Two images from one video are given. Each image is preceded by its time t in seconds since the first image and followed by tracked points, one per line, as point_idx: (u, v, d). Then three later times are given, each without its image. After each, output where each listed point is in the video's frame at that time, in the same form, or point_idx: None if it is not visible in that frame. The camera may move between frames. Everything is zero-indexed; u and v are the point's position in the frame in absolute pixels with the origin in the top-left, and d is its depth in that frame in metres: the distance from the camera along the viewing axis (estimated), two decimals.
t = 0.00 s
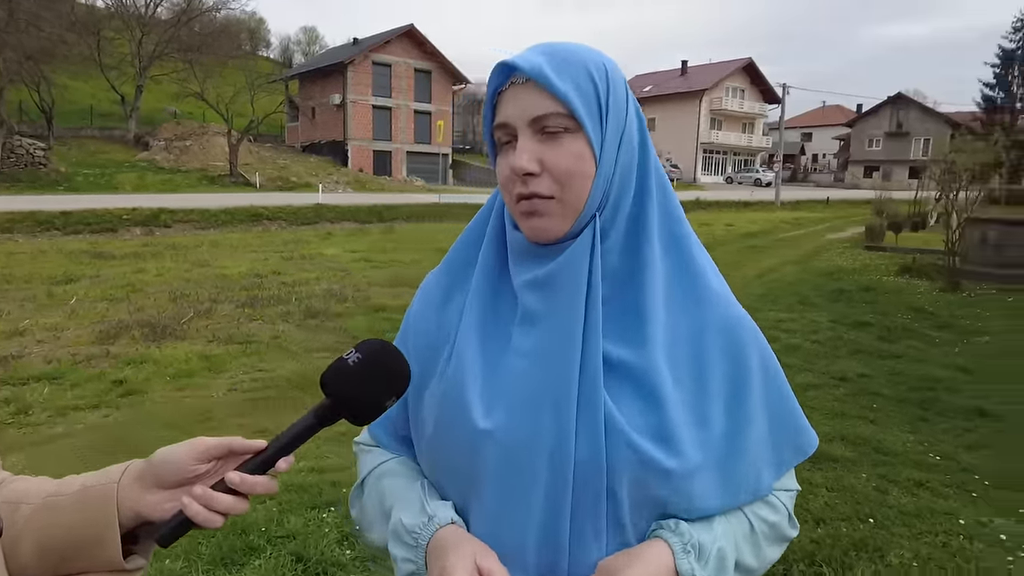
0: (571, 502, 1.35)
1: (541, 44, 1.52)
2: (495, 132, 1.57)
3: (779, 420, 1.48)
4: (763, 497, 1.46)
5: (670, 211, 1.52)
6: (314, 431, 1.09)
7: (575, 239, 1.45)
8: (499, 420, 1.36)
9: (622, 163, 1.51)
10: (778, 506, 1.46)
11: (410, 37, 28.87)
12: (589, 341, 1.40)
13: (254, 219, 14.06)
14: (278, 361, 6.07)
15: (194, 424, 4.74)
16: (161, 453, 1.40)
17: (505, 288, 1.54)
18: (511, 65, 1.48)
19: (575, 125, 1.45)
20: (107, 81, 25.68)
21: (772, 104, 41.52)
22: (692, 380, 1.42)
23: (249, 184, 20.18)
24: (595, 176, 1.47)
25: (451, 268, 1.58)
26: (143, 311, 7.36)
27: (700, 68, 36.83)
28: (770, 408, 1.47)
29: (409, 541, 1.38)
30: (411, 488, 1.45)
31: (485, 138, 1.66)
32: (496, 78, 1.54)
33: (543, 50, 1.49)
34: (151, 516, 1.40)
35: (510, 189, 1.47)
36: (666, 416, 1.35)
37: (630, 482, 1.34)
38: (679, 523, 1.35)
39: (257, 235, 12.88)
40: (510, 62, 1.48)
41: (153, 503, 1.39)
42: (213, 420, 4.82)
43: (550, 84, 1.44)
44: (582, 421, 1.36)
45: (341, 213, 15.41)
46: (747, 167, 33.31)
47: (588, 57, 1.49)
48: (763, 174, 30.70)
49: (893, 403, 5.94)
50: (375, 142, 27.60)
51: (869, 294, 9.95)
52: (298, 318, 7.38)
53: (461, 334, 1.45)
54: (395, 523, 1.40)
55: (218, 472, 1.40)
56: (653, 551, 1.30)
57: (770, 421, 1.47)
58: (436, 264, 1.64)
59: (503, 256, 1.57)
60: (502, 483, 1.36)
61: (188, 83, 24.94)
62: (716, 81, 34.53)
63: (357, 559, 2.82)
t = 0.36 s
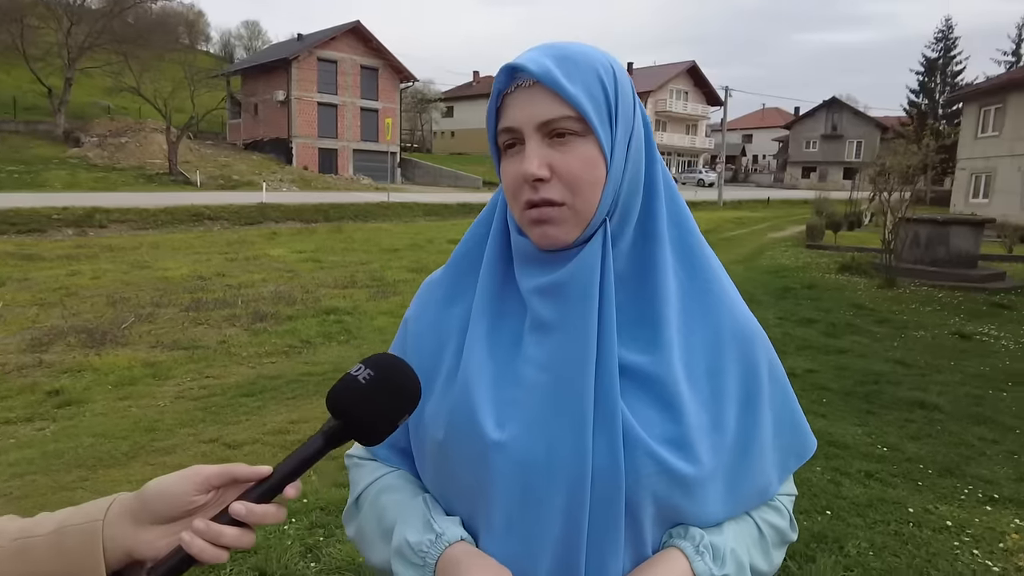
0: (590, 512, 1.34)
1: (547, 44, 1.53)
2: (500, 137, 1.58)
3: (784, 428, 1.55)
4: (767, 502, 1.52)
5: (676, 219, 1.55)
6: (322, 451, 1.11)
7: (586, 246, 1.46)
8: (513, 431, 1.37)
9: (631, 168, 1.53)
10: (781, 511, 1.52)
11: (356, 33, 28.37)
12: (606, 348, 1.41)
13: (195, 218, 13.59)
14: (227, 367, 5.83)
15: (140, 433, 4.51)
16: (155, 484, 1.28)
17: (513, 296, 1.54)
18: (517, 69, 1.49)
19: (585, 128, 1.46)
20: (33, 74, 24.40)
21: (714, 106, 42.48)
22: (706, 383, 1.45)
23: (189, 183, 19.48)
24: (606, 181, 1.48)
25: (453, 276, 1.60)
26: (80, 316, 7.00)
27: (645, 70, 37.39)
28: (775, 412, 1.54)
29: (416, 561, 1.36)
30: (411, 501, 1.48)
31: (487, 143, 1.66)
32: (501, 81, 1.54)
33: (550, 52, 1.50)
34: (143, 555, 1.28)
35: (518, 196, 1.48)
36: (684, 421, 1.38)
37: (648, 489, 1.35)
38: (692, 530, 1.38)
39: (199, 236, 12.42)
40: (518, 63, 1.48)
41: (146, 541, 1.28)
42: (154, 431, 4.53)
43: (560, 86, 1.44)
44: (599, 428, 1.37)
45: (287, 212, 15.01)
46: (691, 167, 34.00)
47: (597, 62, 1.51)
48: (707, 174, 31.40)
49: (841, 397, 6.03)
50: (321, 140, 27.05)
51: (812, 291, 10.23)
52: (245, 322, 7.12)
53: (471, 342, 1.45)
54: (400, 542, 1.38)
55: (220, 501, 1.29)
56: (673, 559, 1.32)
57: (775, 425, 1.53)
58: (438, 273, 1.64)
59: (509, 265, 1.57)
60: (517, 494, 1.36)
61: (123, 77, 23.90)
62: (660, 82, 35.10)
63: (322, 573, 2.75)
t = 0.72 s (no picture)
0: (597, 509, 1.30)
1: (540, 34, 1.45)
2: (494, 129, 1.50)
3: (777, 418, 1.53)
4: (759, 494, 1.49)
5: (672, 207, 1.51)
6: (330, 462, 1.12)
7: (587, 239, 1.41)
8: (518, 430, 1.31)
9: (631, 158, 1.48)
10: (775, 504, 1.49)
11: (309, 28, 27.81)
12: (608, 343, 1.36)
13: (141, 217, 13.11)
14: (181, 370, 5.62)
15: (92, 441, 4.30)
16: (153, 505, 1.27)
17: (510, 291, 1.48)
18: (513, 59, 1.40)
19: (584, 119, 1.40)
20: None
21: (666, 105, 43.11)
22: (706, 374, 1.41)
23: (134, 180, 18.80)
24: (605, 172, 1.43)
25: (446, 269, 1.54)
26: (21, 320, 6.65)
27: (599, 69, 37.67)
28: (770, 402, 1.52)
29: (417, 565, 1.29)
30: (407, 504, 1.40)
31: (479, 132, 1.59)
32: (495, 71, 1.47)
33: (546, 41, 1.43)
34: None
35: (516, 191, 1.41)
36: (687, 415, 1.34)
37: (652, 483, 1.31)
38: (691, 525, 1.35)
39: (146, 235, 11.97)
40: (513, 53, 1.40)
41: (146, 564, 1.28)
42: (107, 439, 4.32)
43: (558, 78, 1.38)
44: (605, 424, 1.32)
45: (238, 210, 14.61)
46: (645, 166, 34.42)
47: (592, 48, 1.44)
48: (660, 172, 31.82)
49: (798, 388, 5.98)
50: (272, 136, 26.42)
51: (767, 287, 10.41)
52: (199, 323, 6.88)
53: (471, 340, 1.38)
54: (396, 546, 1.32)
55: (221, 518, 1.25)
56: (676, 555, 1.29)
57: (770, 415, 1.51)
58: (431, 264, 1.57)
59: (506, 256, 1.51)
60: (523, 494, 1.31)
61: (61, 70, 22.87)
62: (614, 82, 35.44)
63: None
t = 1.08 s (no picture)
0: (589, 515, 1.27)
1: (519, 32, 1.40)
2: (474, 129, 1.45)
3: (758, 413, 1.51)
4: (743, 488, 1.47)
5: (653, 205, 1.47)
6: (321, 472, 1.07)
7: (572, 240, 1.37)
8: (510, 437, 1.27)
9: (613, 157, 1.43)
10: (757, 495, 1.47)
11: (271, 20, 27.29)
12: (595, 344, 1.32)
13: (99, 214, 12.72)
14: (145, 372, 5.46)
15: (50, 447, 4.15)
16: (135, 524, 1.22)
17: (495, 294, 1.44)
18: (493, 58, 1.35)
19: (566, 119, 1.36)
20: None
21: (632, 100, 43.40)
22: (691, 374, 1.38)
23: (90, 175, 18.26)
24: (588, 172, 1.39)
25: (428, 270, 1.48)
26: None
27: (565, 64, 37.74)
28: (750, 400, 1.49)
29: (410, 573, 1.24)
30: (397, 515, 1.35)
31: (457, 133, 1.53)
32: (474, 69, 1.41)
33: (526, 40, 1.38)
34: None
35: (497, 192, 1.36)
36: (675, 416, 1.31)
37: (643, 486, 1.27)
38: (682, 522, 1.33)
39: (104, 232, 11.62)
40: (493, 51, 1.35)
41: None
42: (68, 445, 4.16)
43: (540, 78, 1.33)
44: (593, 427, 1.29)
45: (200, 206, 14.28)
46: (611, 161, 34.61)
47: (571, 46, 1.40)
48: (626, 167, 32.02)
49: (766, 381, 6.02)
50: (234, 131, 25.87)
51: (733, 281, 10.53)
52: (161, 323, 6.69)
53: (454, 345, 1.33)
54: (388, 557, 1.27)
55: (208, 537, 1.20)
56: (670, 555, 1.25)
57: (750, 412, 1.49)
58: (410, 267, 1.52)
59: (487, 257, 1.47)
60: (512, 502, 1.27)
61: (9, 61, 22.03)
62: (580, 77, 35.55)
63: None
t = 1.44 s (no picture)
0: (576, 519, 1.25)
1: (503, 33, 1.37)
2: (457, 132, 1.42)
3: (744, 411, 1.50)
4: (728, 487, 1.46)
5: (635, 207, 1.47)
6: (306, 481, 1.05)
7: (557, 244, 1.34)
8: (496, 442, 1.25)
9: (596, 160, 1.42)
10: (743, 493, 1.47)
11: (248, 15, 26.94)
12: (581, 348, 1.30)
13: (73, 212, 12.49)
14: (122, 372, 5.36)
15: (25, 451, 4.06)
16: (115, 538, 1.19)
17: (480, 298, 1.41)
18: (480, 60, 1.31)
19: (554, 124, 1.34)
20: None
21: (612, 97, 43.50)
22: (676, 374, 1.37)
23: (63, 172, 17.92)
24: (574, 176, 1.37)
25: (410, 272, 1.45)
26: None
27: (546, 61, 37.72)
28: (734, 398, 1.48)
29: None
30: (386, 520, 1.33)
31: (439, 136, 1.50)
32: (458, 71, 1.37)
33: (511, 41, 1.35)
34: None
35: (484, 196, 1.34)
36: (661, 416, 1.30)
37: (631, 487, 1.26)
38: (671, 522, 1.31)
39: (78, 230, 11.41)
40: (479, 53, 1.31)
41: None
42: (42, 449, 4.07)
43: (529, 81, 1.30)
44: (579, 430, 1.27)
45: (177, 204, 14.07)
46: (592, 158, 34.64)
47: (556, 48, 1.37)
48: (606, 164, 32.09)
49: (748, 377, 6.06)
50: (212, 127, 25.53)
51: (714, 277, 10.58)
52: (138, 322, 6.58)
53: (437, 350, 1.31)
54: (380, 561, 1.25)
55: (191, 550, 1.19)
56: (658, 553, 1.24)
57: (735, 410, 1.47)
58: (390, 270, 1.48)
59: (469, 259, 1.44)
60: (499, 508, 1.25)
61: None
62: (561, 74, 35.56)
63: None
